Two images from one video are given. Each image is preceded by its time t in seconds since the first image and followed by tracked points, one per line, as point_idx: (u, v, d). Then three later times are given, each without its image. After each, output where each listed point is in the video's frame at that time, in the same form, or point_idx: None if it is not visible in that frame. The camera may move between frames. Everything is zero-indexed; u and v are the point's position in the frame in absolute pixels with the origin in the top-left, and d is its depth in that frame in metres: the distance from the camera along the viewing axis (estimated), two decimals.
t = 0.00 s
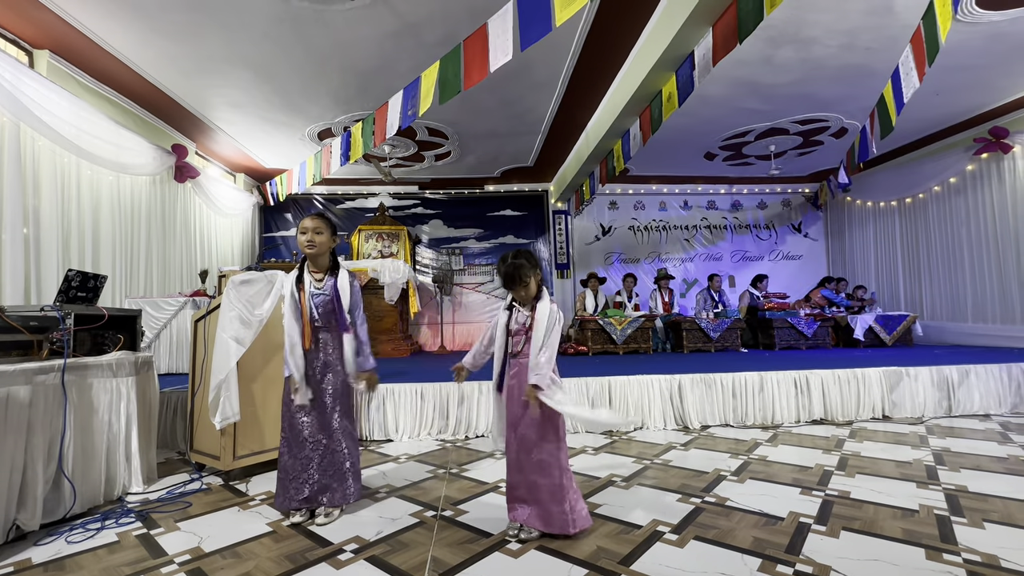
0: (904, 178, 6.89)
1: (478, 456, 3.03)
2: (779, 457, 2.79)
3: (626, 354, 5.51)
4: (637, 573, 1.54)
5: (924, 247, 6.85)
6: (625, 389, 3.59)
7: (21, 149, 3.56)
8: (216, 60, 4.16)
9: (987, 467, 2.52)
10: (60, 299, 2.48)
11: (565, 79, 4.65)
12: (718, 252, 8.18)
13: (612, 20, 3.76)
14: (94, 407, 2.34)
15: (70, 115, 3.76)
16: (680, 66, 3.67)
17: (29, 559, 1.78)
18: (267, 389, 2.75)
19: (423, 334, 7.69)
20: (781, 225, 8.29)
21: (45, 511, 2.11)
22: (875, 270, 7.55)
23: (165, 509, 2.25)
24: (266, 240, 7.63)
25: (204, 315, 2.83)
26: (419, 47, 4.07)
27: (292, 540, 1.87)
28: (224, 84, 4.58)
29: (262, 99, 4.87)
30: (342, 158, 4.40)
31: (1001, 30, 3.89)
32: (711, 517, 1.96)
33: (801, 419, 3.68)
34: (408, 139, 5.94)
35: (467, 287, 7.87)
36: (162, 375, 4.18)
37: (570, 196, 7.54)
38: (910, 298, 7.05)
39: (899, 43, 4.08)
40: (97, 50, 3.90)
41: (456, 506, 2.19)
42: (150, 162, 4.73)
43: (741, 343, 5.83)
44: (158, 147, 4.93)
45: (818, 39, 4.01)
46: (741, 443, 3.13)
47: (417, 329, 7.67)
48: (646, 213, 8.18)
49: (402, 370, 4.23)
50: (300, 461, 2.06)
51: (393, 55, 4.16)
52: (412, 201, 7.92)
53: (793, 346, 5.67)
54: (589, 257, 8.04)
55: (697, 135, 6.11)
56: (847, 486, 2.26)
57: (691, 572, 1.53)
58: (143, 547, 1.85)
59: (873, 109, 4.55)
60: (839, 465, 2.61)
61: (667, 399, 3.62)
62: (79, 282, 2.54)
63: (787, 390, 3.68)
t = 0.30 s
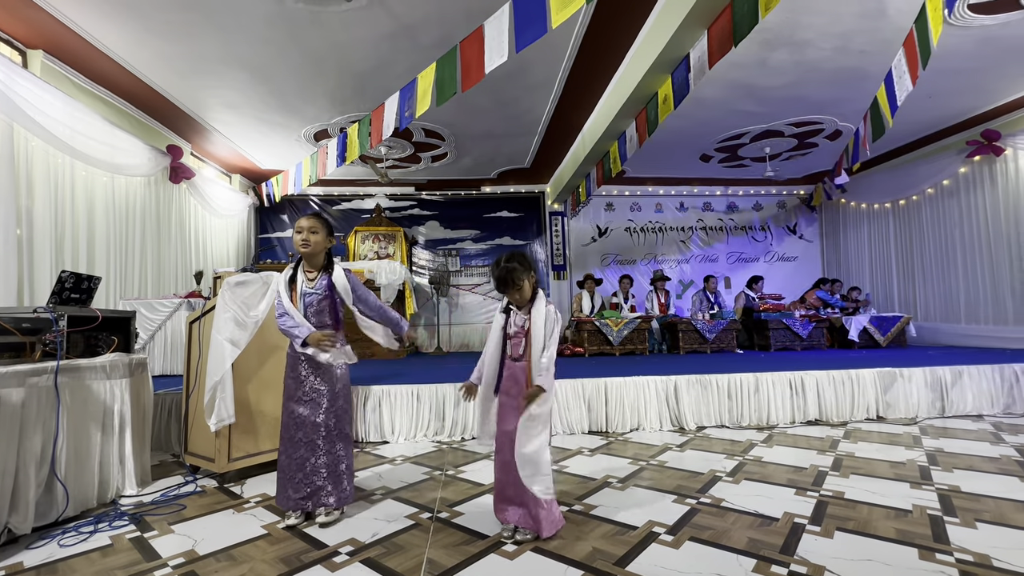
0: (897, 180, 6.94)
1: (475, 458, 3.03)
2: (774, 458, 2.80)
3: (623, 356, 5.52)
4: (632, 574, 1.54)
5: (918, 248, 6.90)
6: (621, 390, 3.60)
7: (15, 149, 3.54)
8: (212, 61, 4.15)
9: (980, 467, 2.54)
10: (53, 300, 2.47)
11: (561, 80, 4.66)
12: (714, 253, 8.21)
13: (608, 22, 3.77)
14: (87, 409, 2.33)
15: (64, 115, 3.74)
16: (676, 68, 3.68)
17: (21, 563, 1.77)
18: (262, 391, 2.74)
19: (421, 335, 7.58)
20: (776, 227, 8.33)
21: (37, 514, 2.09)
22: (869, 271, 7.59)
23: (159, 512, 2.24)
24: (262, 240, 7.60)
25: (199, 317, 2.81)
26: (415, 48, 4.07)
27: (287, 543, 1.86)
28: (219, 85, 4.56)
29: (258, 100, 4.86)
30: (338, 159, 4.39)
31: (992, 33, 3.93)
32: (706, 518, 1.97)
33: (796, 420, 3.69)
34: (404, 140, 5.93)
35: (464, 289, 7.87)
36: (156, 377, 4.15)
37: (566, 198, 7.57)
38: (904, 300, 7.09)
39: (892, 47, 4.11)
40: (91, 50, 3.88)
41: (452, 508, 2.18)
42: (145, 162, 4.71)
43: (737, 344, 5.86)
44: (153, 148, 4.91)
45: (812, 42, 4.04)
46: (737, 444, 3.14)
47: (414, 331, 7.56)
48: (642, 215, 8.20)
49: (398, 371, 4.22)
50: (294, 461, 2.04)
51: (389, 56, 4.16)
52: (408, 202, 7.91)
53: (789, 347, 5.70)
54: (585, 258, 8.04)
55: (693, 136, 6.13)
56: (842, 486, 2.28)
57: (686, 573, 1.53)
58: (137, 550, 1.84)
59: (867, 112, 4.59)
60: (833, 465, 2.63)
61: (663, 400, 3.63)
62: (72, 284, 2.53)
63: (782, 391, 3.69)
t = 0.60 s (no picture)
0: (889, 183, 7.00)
1: (469, 459, 3.02)
2: (768, 458, 2.81)
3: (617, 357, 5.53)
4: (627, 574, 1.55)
5: (910, 250, 6.96)
6: (616, 392, 3.61)
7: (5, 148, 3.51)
8: (206, 60, 4.13)
9: (971, 467, 2.56)
10: (44, 301, 2.45)
11: (557, 82, 4.67)
12: (709, 255, 8.24)
13: (604, 24, 3.78)
14: (78, 410, 2.30)
15: (56, 114, 3.71)
16: (671, 71, 3.70)
17: (9, 567, 1.75)
18: (255, 393, 2.72)
19: (415, 336, 7.61)
20: (770, 228, 8.38)
21: (27, 517, 2.06)
22: (862, 273, 7.65)
23: (151, 514, 2.22)
24: (256, 241, 7.56)
25: (192, 318, 2.79)
26: (411, 49, 4.06)
27: (280, 545, 1.85)
28: (213, 85, 4.54)
29: (253, 100, 4.84)
30: (333, 159, 4.38)
31: (983, 38, 3.97)
32: (701, 518, 1.97)
33: (790, 420, 3.71)
34: (399, 141, 5.92)
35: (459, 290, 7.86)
36: (149, 378, 4.12)
37: (562, 199, 7.59)
38: (896, 301, 7.14)
39: (884, 50, 4.15)
40: (84, 49, 3.85)
41: (447, 509, 2.18)
42: (138, 162, 4.68)
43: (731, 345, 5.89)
44: (146, 147, 4.87)
45: (806, 45, 4.07)
46: (731, 445, 3.15)
47: (409, 332, 7.59)
48: (637, 216, 8.22)
49: (393, 372, 4.21)
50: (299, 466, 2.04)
51: (385, 57, 4.15)
52: (403, 202, 7.90)
53: (782, 348, 5.74)
54: (581, 259, 8.06)
55: (687, 138, 6.16)
56: (835, 487, 2.29)
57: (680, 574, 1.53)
58: (128, 553, 1.82)
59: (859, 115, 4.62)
60: (826, 466, 2.64)
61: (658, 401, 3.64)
62: (63, 284, 2.51)
63: (776, 392, 3.71)
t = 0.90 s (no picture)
0: (885, 184, 7.03)
1: (467, 459, 3.02)
2: (765, 459, 2.82)
3: (615, 357, 5.54)
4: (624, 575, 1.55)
5: (905, 251, 6.99)
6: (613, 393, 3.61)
7: None
8: (203, 59, 4.12)
9: (966, 467, 2.57)
10: (39, 300, 2.44)
11: (555, 83, 4.68)
12: (706, 256, 8.26)
13: (602, 25, 3.79)
14: (72, 411, 2.29)
15: (52, 113, 3.70)
16: (669, 72, 3.71)
17: (3, 569, 1.74)
18: (251, 393, 2.71)
19: (412, 337, 7.66)
20: (767, 229, 8.40)
21: (21, 518, 2.05)
22: (858, 274, 7.68)
23: (146, 515, 2.21)
24: (252, 241, 7.54)
25: (189, 317, 2.78)
26: (409, 49, 4.06)
27: (276, 546, 1.85)
28: (210, 84, 4.52)
29: (251, 99, 4.83)
30: (330, 159, 4.37)
31: (978, 41, 4.00)
32: (698, 519, 1.98)
33: (787, 421, 3.72)
34: (397, 141, 5.91)
35: (457, 290, 7.85)
36: (145, 378, 4.10)
37: (559, 199, 7.60)
38: (892, 302, 7.17)
39: (881, 52, 4.17)
40: (80, 47, 3.84)
41: (444, 510, 2.18)
42: (134, 161, 4.66)
43: (728, 345, 5.90)
44: (143, 147, 4.86)
45: (803, 47, 4.09)
46: (728, 446, 3.15)
47: (405, 332, 7.64)
48: (635, 217, 8.23)
49: (390, 372, 4.21)
50: (294, 464, 2.01)
51: (383, 57, 4.15)
52: (401, 202, 7.89)
53: (779, 349, 5.76)
54: (578, 260, 8.07)
55: (685, 139, 6.17)
56: (831, 487, 2.30)
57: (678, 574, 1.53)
58: (124, 554, 1.81)
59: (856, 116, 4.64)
60: (823, 466, 2.65)
61: (655, 402, 3.64)
62: (59, 284, 2.49)
63: (773, 392, 3.72)
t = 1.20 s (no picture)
0: (884, 184, 7.03)
1: (466, 459, 3.02)
2: (764, 459, 2.82)
3: (615, 357, 5.54)
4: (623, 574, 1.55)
5: (904, 252, 7.00)
6: (613, 392, 3.61)
7: None
8: (203, 59, 4.11)
9: (964, 467, 2.58)
10: (39, 299, 2.43)
11: (554, 83, 4.68)
12: (705, 256, 8.27)
13: (601, 25, 3.80)
14: (71, 409, 2.29)
15: (51, 112, 3.69)
16: (668, 72, 3.71)
17: (3, 567, 1.74)
18: (250, 392, 2.71)
19: (411, 336, 7.64)
20: (766, 230, 8.41)
21: (20, 517, 2.05)
22: (857, 274, 7.70)
23: (146, 514, 2.21)
24: (252, 240, 7.54)
25: (188, 316, 2.78)
26: (409, 48, 4.05)
27: (275, 545, 1.85)
28: (210, 83, 4.52)
29: (250, 98, 4.82)
30: (330, 158, 4.37)
31: (978, 41, 4.00)
32: (697, 518, 1.98)
33: (786, 421, 3.72)
34: (397, 140, 5.91)
35: (456, 289, 7.85)
36: (144, 377, 4.09)
37: (559, 199, 7.60)
38: (891, 302, 7.19)
39: (881, 53, 4.17)
40: (80, 46, 3.83)
41: (444, 509, 2.18)
42: (133, 160, 4.66)
43: (727, 346, 5.90)
44: (142, 145, 4.85)
45: (803, 48, 4.09)
46: (727, 445, 3.15)
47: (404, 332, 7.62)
48: (634, 217, 8.23)
49: (390, 372, 4.20)
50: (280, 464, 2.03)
51: (383, 56, 4.15)
52: (401, 202, 7.89)
53: (778, 349, 5.77)
54: (578, 260, 8.07)
55: (685, 139, 6.18)
56: (830, 487, 2.30)
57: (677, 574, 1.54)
58: (123, 553, 1.81)
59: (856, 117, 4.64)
60: (822, 466, 2.65)
61: (654, 402, 3.65)
62: (58, 282, 2.49)
63: (772, 392, 3.72)
